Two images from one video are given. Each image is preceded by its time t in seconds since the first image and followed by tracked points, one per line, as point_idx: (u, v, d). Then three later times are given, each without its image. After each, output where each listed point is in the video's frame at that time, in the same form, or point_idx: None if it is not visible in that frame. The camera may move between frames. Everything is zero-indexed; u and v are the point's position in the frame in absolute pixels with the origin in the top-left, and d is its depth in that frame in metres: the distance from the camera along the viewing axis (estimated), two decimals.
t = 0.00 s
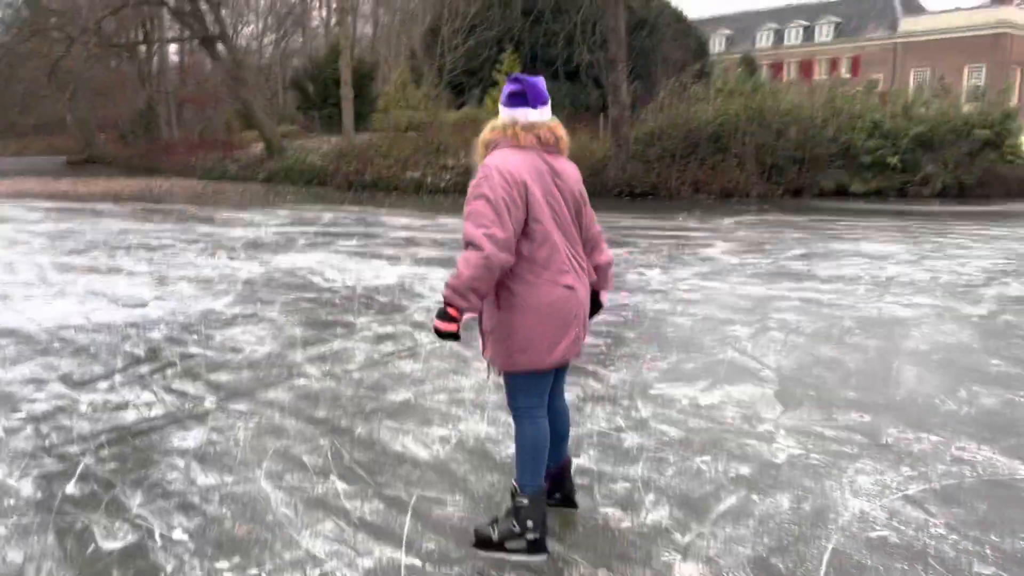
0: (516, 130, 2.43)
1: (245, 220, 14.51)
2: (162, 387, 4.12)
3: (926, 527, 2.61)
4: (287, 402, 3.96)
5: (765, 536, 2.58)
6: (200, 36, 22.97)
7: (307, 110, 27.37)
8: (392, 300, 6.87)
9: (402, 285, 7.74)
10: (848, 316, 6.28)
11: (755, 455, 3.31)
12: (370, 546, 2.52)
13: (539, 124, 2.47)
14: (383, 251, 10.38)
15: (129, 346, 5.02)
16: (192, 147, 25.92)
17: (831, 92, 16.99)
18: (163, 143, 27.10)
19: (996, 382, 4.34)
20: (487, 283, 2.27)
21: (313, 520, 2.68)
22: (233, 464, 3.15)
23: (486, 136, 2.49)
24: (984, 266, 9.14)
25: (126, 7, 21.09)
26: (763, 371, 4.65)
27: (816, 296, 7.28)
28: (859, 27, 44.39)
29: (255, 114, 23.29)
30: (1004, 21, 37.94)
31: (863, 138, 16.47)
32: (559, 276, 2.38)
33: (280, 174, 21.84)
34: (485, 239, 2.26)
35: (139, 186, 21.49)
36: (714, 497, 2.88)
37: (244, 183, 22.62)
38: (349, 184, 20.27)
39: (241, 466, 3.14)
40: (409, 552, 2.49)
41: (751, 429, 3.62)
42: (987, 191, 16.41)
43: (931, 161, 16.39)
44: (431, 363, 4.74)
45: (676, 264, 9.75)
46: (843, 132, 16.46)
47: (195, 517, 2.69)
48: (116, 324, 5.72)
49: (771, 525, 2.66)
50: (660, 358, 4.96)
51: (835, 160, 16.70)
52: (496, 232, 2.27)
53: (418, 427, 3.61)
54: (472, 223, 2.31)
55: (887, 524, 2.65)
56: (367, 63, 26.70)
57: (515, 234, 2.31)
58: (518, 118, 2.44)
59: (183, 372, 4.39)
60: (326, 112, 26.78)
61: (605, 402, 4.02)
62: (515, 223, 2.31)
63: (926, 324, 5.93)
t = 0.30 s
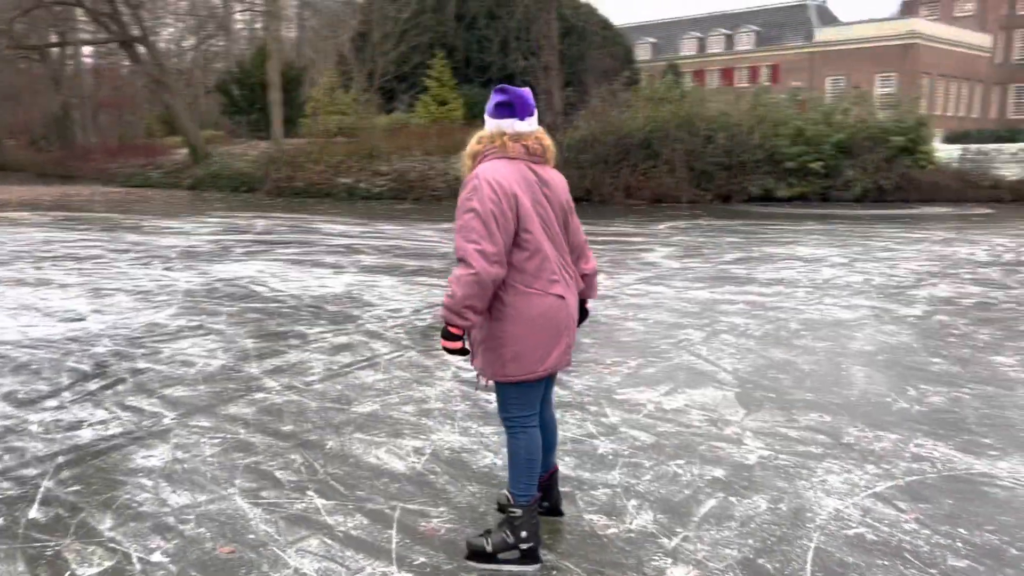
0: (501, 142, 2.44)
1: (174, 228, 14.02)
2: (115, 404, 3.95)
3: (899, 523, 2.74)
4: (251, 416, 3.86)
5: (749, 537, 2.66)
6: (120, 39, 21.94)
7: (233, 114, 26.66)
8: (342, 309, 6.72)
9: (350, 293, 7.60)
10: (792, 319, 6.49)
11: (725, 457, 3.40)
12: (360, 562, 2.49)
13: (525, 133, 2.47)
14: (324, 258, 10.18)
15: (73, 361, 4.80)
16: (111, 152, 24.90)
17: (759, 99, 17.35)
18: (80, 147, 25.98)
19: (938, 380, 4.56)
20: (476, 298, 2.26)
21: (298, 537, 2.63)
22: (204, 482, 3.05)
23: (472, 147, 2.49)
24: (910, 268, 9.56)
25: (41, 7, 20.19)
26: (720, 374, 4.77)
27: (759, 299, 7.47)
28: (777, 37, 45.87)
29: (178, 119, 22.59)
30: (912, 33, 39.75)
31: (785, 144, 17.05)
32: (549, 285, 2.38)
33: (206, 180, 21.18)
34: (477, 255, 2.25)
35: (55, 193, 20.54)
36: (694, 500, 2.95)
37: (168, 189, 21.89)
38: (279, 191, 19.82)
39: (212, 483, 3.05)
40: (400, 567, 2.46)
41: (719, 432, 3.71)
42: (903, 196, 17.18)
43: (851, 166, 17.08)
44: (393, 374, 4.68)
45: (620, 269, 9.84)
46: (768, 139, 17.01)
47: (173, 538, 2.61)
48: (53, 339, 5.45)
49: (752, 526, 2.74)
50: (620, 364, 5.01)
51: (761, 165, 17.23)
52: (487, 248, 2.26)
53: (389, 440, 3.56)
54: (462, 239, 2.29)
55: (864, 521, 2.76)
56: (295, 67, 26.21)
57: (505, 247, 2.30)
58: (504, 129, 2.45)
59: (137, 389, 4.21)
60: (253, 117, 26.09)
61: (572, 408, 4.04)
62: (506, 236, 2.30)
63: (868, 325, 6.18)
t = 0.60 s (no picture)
0: (499, 143, 2.47)
1: (112, 234, 13.58)
2: (85, 413, 3.85)
3: (875, 507, 2.88)
4: (229, 421, 3.81)
5: (737, 524, 2.77)
6: (47, 40, 21.09)
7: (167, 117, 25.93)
8: (303, 313, 6.61)
9: (308, 296, 7.51)
10: (748, 316, 6.69)
11: (704, 450, 3.51)
12: (363, 561, 2.51)
13: (520, 134, 2.50)
14: (274, 261, 10.01)
15: (32, 370, 4.65)
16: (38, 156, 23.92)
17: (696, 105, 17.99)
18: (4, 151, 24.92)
19: (890, 372, 4.79)
20: (486, 297, 2.31)
21: (298, 540, 2.63)
22: (192, 488, 3.02)
23: (469, 149, 2.52)
24: (852, 266, 9.92)
25: None
26: (686, 370, 4.90)
27: (714, 298, 7.66)
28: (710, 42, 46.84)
29: (110, 122, 21.86)
30: (839, 38, 41.40)
31: (723, 147, 17.52)
32: (548, 284, 2.43)
33: (140, 185, 20.49)
34: (483, 256, 2.30)
35: None
36: (681, 491, 3.05)
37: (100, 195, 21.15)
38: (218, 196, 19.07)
39: (202, 489, 3.02)
40: (405, 565, 2.50)
41: (695, 426, 3.83)
42: (837, 197, 17.80)
43: (787, 168, 17.64)
44: (367, 377, 4.68)
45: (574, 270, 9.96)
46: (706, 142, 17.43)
47: (169, 544, 2.58)
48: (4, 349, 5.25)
49: (739, 513, 2.85)
50: (590, 362, 5.10)
51: (700, 168, 17.67)
52: (491, 248, 2.32)
53: (374, 442, 3.57)
54: (467, 240, 2.34)
55: (842, 506, 2.90)
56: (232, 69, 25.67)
57: (507, 246, 2.35)
58: (500, 130, 2.48)
59: (105, 398, 4.11)
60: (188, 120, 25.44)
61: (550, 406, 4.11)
62: (508, 236, 2.35)
63: (819, 321, 6.42)
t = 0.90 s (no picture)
0: (501, 146, 2.56)
1: (58, 241, 13.21)
2: (66, 420, 3.80)
3: (855, 490, 3.05)
4: (216, 424, 3.81)
5: (728, 509, 2.90)
6: None
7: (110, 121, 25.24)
8: (272, 317, 6.55)
9: (275, 300, 7.44)
10: (712, 313, 6.88)
11: (687, 440, 3.64)
12: (373, 554, 2.57)
13: (521, 137, 2.59)
14: (233, 264, 9.86)
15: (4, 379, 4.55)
16: None
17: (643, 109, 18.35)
18: None
19: (853, 364, 5.01)
20: (494, 294, 2.39)
21: (305, 535, 2.68)
22: (190, 489, 3.04)
23: (471, 154, 2.60)
24: (804, 265, 10.23)
25: None
26: (660, 366, 5.04)
27: (676, 296, 7.84)
28: (655, 47, 47.45)
29: (49, 126, 21.17)
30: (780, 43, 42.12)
31: (672, 150, 17.91)
32: (551, 281, 2.53)
33: (82, 191, 19.75)
34: (491, 256, 2.39)
35: None
36: (670, 480, 3.17)
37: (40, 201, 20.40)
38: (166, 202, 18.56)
39: (201, 489, 3.04)
40: (415, 556, 2.56)
41: (675, 418, 3.96)
42: (782, 197, 18.30)
43: (733, 170, 18.12)
44: (348, 378, 4.71)
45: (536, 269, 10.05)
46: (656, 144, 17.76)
47: (177, 543, 2.60)
48: None
49: (728, 499, 2.98)
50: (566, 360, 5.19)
51: (649, 171, 18.07)
52: (498, 248, 2.40)
53: (366, 441, 3.62)
54: (475, 240, 2.42)
55: (823, 489, 3.06)
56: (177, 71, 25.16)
57: (513, 246, 2.43)
58: (503, 134, 2.57)
59: (84, 404, 4.06)
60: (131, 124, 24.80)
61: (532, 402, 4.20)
62: (513, 236, 2.44)
63: (780, 317, 6.64)
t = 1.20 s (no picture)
0: (494, 152, 2.61)
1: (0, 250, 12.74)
2: (37, 433, 3.71)
3: (831, 482, 3.18)
4: (195, 432, 3.77)
5: (714, 502, 3.00)
6: None
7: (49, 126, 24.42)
8: (237, 324, 6.45)
9: (237, 306, 7.32)
10: (675, 315, 7.02)
11: (666, 438, 3.74)
12: (373, 555, 2.59)
13: (514, 143, 2.63)
14: (188, 271, 9.64)
15: None
16: None
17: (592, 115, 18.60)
18: None
19: (816, 361, 5.18)
20: (490, 296, 2.44)
21: (303, 540, 2.69)
22: (179, 498, 3.02)
23: (463, 159, 2.64)
24: (758, 266, 10.48)
25: None
26: (632, 366, 5.13)
27: (639, 298, 7.96)
28: (602, 53, 47.96)
29: None
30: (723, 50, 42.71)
31: (622, 155, 18.14)
32: (545, 283, 2.58)
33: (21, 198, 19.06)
34: (486, 258, 2.43)
35: None
36: (654, 476, 3.26)
37: None
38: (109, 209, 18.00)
39: (189, 497, 3.02)
40: (415, 556, 2.60)
41: (652, 415, 4.07)
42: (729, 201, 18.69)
43: (682, 175, 18.47)
44: (322, 385, 4.69)
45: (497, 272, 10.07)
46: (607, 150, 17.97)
47: (172, 551, 2.60)
48: None
49: (713, 493, 3.08)
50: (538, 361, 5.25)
51: (601, 176, 18.26)
52: (493, 251, 2.45)
53: (348, 446, 3.62)
54: (470, 244, 2.46)
55: (802, 482, 3.19)
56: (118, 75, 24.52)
57: (508, 249, 2.48)
58: (495, 140, 2.62)
59: (54, 416, 3.97)
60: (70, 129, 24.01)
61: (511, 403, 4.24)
62: (508, 239, 2.49)
63: (741, 318, 6.81)
